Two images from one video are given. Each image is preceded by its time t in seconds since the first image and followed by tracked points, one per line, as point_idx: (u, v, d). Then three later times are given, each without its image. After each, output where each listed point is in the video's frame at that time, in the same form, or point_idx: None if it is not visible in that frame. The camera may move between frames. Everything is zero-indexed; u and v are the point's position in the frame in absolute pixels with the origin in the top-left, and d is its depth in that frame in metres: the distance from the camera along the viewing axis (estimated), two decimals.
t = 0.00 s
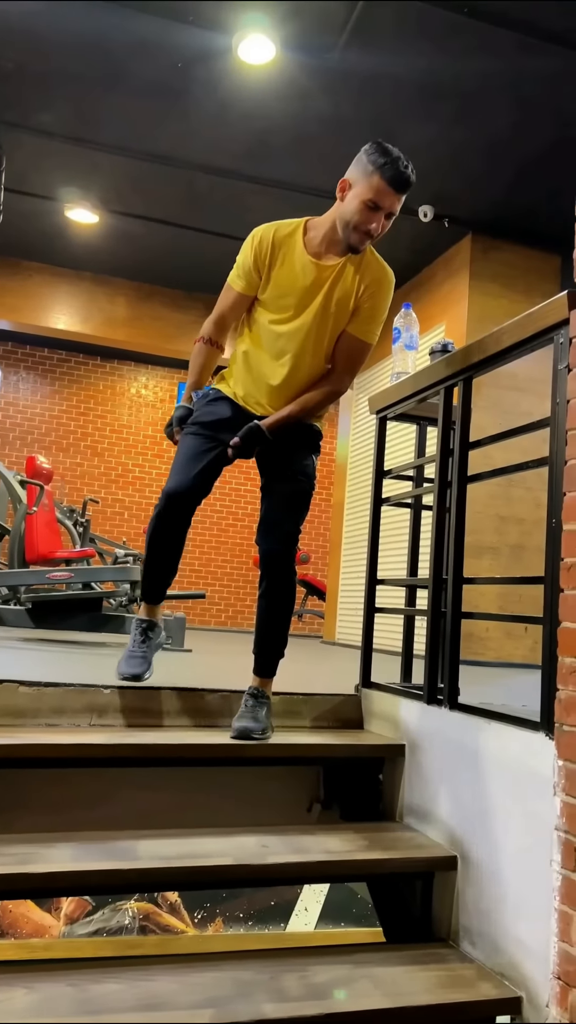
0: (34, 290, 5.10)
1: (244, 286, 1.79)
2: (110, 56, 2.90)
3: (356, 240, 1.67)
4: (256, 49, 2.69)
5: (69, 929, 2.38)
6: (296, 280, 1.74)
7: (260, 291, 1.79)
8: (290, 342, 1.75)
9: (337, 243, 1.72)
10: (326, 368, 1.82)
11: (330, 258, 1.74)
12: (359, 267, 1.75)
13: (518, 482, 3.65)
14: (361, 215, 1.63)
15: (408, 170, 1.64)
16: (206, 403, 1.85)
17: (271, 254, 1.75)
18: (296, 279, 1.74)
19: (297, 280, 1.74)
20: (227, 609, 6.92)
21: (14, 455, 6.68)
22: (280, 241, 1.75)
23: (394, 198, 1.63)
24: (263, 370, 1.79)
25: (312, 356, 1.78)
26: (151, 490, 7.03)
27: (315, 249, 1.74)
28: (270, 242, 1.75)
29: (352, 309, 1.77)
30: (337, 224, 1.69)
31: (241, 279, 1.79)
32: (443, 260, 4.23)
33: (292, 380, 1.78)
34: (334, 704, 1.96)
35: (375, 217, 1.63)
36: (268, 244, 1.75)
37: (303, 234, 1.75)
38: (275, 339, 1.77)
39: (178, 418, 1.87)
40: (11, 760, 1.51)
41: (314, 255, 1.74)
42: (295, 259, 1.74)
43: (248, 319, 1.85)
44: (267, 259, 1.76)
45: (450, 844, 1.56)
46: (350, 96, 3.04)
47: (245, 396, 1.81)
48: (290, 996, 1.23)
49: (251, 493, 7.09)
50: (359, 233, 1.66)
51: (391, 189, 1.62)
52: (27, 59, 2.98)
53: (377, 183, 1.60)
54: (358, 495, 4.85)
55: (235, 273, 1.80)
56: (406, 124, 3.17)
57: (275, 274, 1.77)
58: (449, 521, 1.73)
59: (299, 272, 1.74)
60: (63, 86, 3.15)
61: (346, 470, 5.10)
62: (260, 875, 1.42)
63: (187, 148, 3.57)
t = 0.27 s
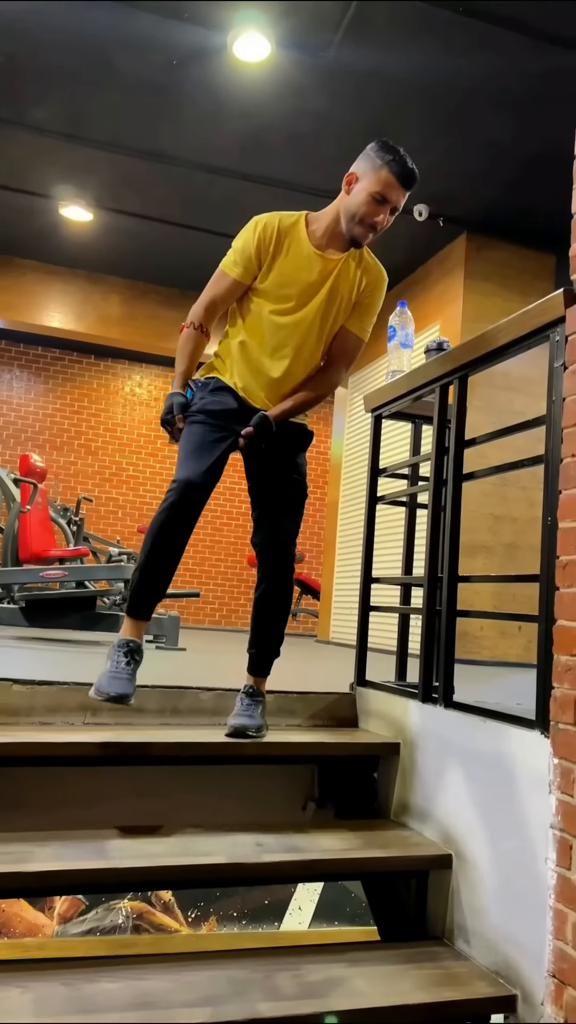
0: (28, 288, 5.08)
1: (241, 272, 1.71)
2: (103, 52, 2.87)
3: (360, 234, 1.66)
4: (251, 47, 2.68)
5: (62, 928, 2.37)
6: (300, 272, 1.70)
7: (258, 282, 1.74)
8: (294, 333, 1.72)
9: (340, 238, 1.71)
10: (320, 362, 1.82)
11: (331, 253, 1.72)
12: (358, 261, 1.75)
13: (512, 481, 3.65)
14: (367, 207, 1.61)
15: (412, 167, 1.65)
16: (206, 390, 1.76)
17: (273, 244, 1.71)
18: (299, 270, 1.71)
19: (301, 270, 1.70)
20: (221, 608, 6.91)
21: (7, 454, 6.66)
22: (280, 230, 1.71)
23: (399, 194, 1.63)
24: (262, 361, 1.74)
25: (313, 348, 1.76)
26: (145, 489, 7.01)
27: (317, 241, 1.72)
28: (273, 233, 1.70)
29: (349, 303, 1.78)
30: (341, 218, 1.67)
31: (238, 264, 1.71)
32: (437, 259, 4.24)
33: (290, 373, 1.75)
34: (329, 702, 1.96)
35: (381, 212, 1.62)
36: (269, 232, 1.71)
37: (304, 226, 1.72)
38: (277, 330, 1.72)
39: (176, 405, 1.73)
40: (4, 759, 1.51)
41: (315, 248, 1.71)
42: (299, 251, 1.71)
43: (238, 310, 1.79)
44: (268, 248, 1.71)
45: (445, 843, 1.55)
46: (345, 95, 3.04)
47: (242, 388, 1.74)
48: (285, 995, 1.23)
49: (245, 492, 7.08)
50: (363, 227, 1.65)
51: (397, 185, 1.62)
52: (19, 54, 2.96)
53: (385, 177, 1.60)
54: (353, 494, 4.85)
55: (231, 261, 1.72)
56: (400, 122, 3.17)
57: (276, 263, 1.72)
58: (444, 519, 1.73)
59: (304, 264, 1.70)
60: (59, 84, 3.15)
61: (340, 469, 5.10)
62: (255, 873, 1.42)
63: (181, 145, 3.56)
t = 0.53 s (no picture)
0: (22, 286, 5.07)
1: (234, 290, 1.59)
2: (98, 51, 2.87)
3: (353, 258, 1.60)
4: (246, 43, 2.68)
5: (56, 929, 2.36)
6: (291, 292, 1.64)
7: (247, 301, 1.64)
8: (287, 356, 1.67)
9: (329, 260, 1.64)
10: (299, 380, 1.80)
11: (320, 273, 1.65)
12: (345, 283, 1.73)
13: (507, 481, 3.66)
14: (362, 230, 1.55)
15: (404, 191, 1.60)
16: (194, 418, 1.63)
17: (265, 261, 1.62)
18: (294, 290, 1.64)
19: (295, 290, 1.64)
20: (215, 608, 6.91)
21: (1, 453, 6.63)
22: (274, 247, 1.63)
23: (393, 218, 1.58)
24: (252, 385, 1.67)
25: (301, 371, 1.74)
26: (139, 489, 7.00)
27: (306, 260, 1.64)
28: (265, 250, 1.61)
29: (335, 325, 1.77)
30: (332, 238, 1.60)
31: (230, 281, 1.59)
32: (432, 259, 4.24)
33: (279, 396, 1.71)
34: (324, 702, 1.96)
35: (375, 235, 1.57)
36: (263, 248, 1.61)
37: (292, 243, 1.64)
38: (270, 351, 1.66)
39: (167, 437, 1.57)
40: None
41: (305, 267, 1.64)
42: (292, 269, 1.64)
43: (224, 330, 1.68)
44: (260, 266, 1.61)
45: (441, 843, 1.55)
46: (340, 94, 3.03)
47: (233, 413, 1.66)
48: (280, 996, 1.22)
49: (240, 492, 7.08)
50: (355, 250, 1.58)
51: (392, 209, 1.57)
52: (13, 53, 2.95)
53: (381, 200, 1.54)
54: (347, 494, 4.85)
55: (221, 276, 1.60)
56: (395, 122, 3.17)
57: (270, 281, 1.64)
58: (439, 518, 1.72)
59: (296, 284, 1.64)
60: (53, 82, 3.14)
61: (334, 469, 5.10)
62: (250, 873, 1.41)
63: (176, 143, 3.55)
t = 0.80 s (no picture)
0: (16, 285, 5.05)
1: (218, 347, 1.41)
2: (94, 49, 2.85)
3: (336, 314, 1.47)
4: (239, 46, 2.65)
5: (50, 929, 2.36)
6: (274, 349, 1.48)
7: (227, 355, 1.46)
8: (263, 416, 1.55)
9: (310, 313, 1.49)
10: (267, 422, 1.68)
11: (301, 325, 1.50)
12: (324, 331, 1.58)
13: (502, 481, 3.66)
14: (347, 285, 1.42)
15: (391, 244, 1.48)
16: (173, 487, 1.47)
17: (251, 313, 1.43)
18: (278, 348, 1.48)
19: (278, 347, 1.48)
20: (210, 607, 6.90)
21: None
22: (261, 296, 1.44)
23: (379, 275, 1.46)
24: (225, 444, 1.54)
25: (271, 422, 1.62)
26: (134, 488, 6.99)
27: (291, 310, 1.47)
28: (250, 300, 1.43)
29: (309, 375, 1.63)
30: (314, 289, 1.46)
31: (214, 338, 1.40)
32: (427, 258, 4.24)
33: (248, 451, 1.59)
34: (319, 701, 1.96)
35: (360, 292, 1.45)
36: (250, 299, 1.43)
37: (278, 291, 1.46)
38: (247, 409, 1.53)
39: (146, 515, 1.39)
40: None
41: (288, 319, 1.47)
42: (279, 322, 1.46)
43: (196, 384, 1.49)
44: (245, 318, 1.43)
45: (436, 844, 1.55)
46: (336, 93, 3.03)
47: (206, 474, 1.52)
48: (277, 996, 1.22)
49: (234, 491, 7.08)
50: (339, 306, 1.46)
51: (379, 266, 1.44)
52: (9, 50, 2.93)
53: (370, 257, 1.42)
54: (342, 494, 4.85)
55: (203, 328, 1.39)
56: (391, 121, 3.16)
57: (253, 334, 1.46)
58: (435, 518, 1.72)
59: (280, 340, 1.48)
60: (49, 80, 3.13)
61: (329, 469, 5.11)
62: (246, 874, 1.41)
63: (172, 142, 3.54)
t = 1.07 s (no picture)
0: (11, 284, 5.04)
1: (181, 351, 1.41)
2: (90, 49, 2.84)
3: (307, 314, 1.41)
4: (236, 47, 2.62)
5: (45, 929, 2.35)
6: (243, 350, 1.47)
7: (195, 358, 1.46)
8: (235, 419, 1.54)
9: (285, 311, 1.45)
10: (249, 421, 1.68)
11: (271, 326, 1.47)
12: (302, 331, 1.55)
13: (497, 481, 3.67)
14: (316, 286, 1.36)
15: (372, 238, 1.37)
16: (154, 486, 1.47)
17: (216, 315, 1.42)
18: (243, 349, 1.47)
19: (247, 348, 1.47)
20: (205, 607, 6.90)
21: None
22: (227, 299, 1.42)
23: (355, 273, 1.37)
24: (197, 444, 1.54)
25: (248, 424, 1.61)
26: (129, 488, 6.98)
27: (260, 310, 1.45)
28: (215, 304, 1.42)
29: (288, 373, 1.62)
30: (286, 288, 1.41)
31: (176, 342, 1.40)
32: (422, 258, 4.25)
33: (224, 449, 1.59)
34: (315, 701, 1.96)
35: (330, 293, 1.37)
36: (217, 302, 1.42)
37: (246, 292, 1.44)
38: (219, 412, 1.52)
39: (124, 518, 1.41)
40: None
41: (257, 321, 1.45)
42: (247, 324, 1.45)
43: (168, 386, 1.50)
44: (210, 321, 1.42)
45: (432, 843, 1.55)
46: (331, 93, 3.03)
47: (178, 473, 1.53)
48: (273, 996, 1.22)
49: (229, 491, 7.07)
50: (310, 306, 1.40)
51: (352, 264, 1.35)
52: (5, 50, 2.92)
53: (338, 256, 1.33)
54: (338, 493, 4.85)
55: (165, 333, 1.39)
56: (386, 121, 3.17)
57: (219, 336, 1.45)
58: (431, 518, 1.73)
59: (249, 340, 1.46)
60: (44, 79, 3.12)
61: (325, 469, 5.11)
62: (242, 874, 1.41)
63: (167, 141, 3.54)
